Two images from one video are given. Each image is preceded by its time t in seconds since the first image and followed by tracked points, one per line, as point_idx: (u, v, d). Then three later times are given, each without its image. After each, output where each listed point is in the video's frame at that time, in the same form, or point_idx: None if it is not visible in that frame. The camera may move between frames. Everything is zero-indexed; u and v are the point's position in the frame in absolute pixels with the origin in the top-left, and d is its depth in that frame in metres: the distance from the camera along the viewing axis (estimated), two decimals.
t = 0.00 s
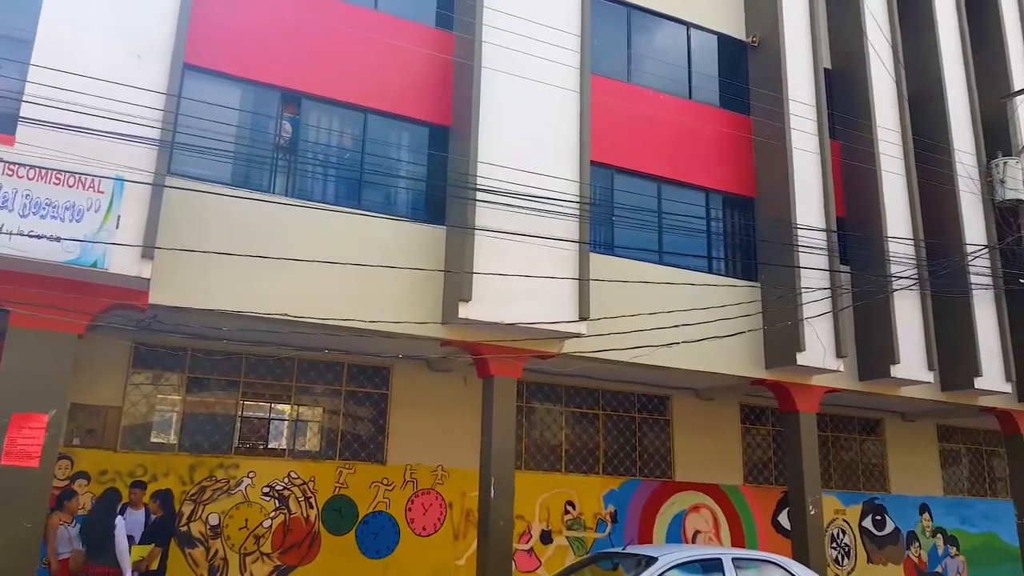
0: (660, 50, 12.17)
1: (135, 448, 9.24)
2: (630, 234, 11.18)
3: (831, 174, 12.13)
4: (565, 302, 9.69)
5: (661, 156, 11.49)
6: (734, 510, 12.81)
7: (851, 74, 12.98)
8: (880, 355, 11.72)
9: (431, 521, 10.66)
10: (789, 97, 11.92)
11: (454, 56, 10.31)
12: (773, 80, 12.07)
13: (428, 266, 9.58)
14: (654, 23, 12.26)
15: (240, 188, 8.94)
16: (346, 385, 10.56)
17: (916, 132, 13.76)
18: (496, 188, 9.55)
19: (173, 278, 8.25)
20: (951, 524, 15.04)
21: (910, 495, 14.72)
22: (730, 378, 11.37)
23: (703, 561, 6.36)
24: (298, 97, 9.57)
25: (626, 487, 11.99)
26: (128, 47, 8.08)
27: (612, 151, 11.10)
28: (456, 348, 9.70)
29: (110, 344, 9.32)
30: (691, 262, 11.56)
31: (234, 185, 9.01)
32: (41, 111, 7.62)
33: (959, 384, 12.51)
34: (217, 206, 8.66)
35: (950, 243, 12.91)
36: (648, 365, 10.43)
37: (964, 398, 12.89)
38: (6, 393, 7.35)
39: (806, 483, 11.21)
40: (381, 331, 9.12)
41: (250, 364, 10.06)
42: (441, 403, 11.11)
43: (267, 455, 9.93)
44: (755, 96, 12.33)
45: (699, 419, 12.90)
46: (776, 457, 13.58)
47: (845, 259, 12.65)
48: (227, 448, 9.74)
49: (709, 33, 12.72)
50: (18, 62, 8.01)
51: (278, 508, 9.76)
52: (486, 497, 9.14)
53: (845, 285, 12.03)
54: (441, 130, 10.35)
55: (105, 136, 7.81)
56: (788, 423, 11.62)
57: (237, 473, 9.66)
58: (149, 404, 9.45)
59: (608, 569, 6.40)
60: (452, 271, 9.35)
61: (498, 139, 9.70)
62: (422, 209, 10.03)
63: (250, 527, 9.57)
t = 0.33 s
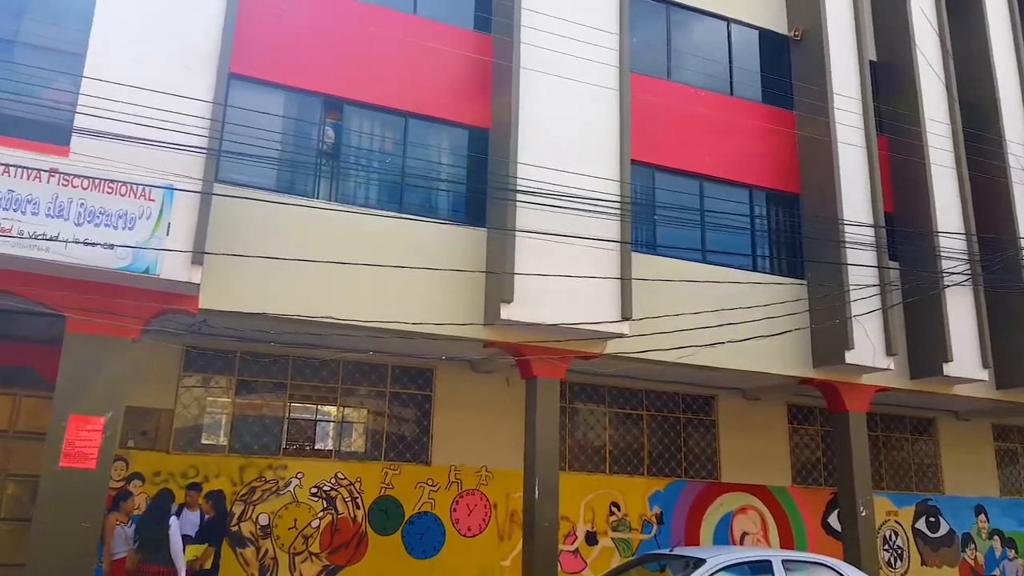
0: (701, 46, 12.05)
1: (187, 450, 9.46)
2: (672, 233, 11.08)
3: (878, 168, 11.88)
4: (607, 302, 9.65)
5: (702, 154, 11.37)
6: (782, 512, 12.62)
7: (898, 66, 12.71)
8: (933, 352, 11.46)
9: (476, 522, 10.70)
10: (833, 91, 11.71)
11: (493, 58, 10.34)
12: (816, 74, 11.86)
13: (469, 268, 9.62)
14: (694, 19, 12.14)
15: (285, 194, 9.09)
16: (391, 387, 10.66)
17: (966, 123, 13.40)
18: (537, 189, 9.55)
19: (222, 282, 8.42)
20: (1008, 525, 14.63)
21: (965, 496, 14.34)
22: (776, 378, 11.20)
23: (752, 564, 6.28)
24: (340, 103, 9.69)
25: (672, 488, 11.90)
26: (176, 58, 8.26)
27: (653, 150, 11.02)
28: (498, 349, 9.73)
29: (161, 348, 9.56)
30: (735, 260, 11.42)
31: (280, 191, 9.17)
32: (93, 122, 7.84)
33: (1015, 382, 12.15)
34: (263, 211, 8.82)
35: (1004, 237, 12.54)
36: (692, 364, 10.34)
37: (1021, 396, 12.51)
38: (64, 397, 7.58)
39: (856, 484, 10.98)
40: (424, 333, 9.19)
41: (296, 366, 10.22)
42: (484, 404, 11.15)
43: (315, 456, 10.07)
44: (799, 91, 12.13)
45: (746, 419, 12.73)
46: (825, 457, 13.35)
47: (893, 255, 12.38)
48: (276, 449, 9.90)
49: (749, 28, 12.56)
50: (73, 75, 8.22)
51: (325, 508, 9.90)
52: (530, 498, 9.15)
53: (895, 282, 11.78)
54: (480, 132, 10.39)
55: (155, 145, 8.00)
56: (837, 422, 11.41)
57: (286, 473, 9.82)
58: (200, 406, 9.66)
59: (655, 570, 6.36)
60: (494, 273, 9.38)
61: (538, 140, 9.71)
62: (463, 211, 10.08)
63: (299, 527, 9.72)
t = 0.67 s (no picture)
0: (743, 42, 11.90)
1: (239, 451, 9.66)
2: (717, 231, 10.96)
3: (928, 161, 11.61)
4: (652, 302, 9.59)
5: (746, 150, 11.23)
6: (833, 513, 12.40)
7: (947, 56, 12.40)
8: (989, 350, 11.17)
9: (523, 523, 10.73)
10: (880, 84, 11.47)
11: (533, 59, 10.35)
12: (863, 66, 11.63)
13: (512, 270, 9.65)
14: (735, 14, 12.00)
15: (330, 199, 9.21)
16: (436, 388, 10.75)
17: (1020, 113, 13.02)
18: (579, 189, 9.54)
19: (270, 287, 8.58)
20: None
21: None
22: (826, 377, 11.02)
23: (805, 566, 6.19)
24: (383, 108, 9.80)
25: (720, 489, 11.78)
26: (223, 67, 8.44)
27: (696, 147, 10.91)
28: (543, 350, 9.74)
29: (213, 352, 9.78)
30: (781, 258, 11.25)
31: (325, 196, 9.29)
32: (145, 132, 8.06)
33: None
34: (309, 216, 8.96)
35: None
36: (738, 364, 10.22)
37: None
38: (121, 400, 7.80)
39: (910, 485, 10.75)
40: (469, 335, 9.25)
41: (343, 369, 10.36)
42: (530, 405, 11.18)
43: (363, 457, 10.20)
44: (845, 84, 11.91)
45: (794, 419, 12.54)
46: (877, 457, 13.09)
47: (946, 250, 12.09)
48: (324, 450, 10.05)
49: (793, 22, 12.37)
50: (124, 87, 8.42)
51: (373, 509, 10.02)
52: (577, 499, 9.14)
53: (948, 278, 11.49)
54: (521, 134, 10.41)
55: (205, 153, 8.19)
56: (889, 422, 11.17)
57: (335, 474, 9.96)
58: (250, 408, 9.86)
59: (706, 572, 6.31)
60: (537, 274, 9.39)
61: (579, 140, 9.69)
62: (505, 213, 10.11)
63: (348, 527, 9.85)
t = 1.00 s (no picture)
0: (788, 36, 11.72)
1: (290, 453, 9.83)
2: (764, 228, 10.81)
3: (983, 154, 11.30)
4: (699, 301, 9.50)
5: (792, 146, 11.06)
6: (888, 515, 12.14)
7: (1001, 45, 12.07)
8: None
9: (571, 524, 10.71)
10: (931, 76, 11.21)
11: (574, 59, 10.33)
12: (913, 58, 11.37)
13: (557, 270, 9.64)
14: (780, 8, 11.81)
15: (375, 204, 9.32)
16: (482, 390, 10.79)
17: None
18: (623, 189, 9.49)
19: (319, 291, 8.71)
20: None
21: None
22: (878, 375, 10.79)
23: (860, 568, 6.07)
24: (426, 112, 9.88)
25: (770, 490, 11.62)
26: (270, 76, 8.59)
27: (741, 144, 10.78)
28: (588, 351, 9.71)
29: (264, 356, 9.96)
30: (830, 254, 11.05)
31: (370, 201, 9.40)
32: (196, 141, 8.24)
33: None
34: (356, 220, 9.07)
35: None
36: (787, 363, 10.07)
37: None
38: (177, 403, 7.99)
39: (968, 487, 10.47)
40: (514, 336, 9.27)
41: (390, 370, 10.46)
42: (576, 406, 11.16)
43: (411, 458, 10.29)
44: (894, 77, 11.65)
45: (846, 419, 12.31)
46: (932, 457, 12.78)
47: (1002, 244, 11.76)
48: (373, 451, 10.17)
49: (839, 14, 12.14)
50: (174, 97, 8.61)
51: (422, 510, 10.10)
52: (625, 501, 9.10)
53: (1005, 273, 11.17)
54: (564, 134, 10.39)
55: (253, 160, 8.34)
56: (945, 422, 10.90)
57: (384, 475, 10.08)
58: (301, 410, 10.02)
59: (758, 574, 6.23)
60: (581, 274, 9.36)
61: (623, 139, 9.65)
62: (549, 214, 10.10)
63: (398, 527, 9.96)
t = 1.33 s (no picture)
0: (835, 27, 11.47)
1: (340, 454, 9.95)
2: (813, 224, 10.61)
3: None
4: (748, 299, 9.37)
5: (841, 140, 10.84)
6: (947, 517, 11.82)
7: None
8: None
9: (620, 526, 10.65)
10: (986, 65, 10.90)
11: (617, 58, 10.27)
12: (967, 47, 11.06)
13: (602, 270, 9.59)
14: None
15: (420, 206, 9.38)
16: (528, 391, 10.80)
17: None
18: (668, 187, 9.41)
19: (367, 294, 8.81)
20: None
21: None
22: (934, 373, 10.52)
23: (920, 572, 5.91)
24: (469, 114, 9.92)
25: (824, 491, 11.40)
26: (316, 82, 8.71)
27: (788, 140, 10.60)
28: (635, 351, 9.64)
29: (314, 359, 10.11)
30: (883, 250, 10.80)
31: (415, 204, 9.47)
32: (245, 148, 8.39)
33: None
34: (402, 224, 9.15)
35: None
36: (839, 362, 9.87)
37: None
38: (231, 406, 8.15)
39: None
40: (560, 336, 9.25)
41: (437, 372, 10.52)
42: (624, 407, 11.10)
43: (458, 460, 10.33)
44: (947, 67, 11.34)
45: (901, 418, 12.02)
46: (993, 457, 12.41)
47: None
48: (421, 452, 10.24)
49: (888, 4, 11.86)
50: (223, 106, 8.78)
51: (470, 511, 10.14)
52: (675, 502, 9.01)
53: None
54: (607, 133, 10.33)
55: (301, 166, 8.45)
56: (1006, 421, 10.58)
57: (432, 476, 10.14)
58: (349, 412, 10.14)
59: None
60: (627, 274, 9.30)
61: (667, 137, 9.57)
62: (593, 213, 10.05)
63: (447, 528, 10.02)
